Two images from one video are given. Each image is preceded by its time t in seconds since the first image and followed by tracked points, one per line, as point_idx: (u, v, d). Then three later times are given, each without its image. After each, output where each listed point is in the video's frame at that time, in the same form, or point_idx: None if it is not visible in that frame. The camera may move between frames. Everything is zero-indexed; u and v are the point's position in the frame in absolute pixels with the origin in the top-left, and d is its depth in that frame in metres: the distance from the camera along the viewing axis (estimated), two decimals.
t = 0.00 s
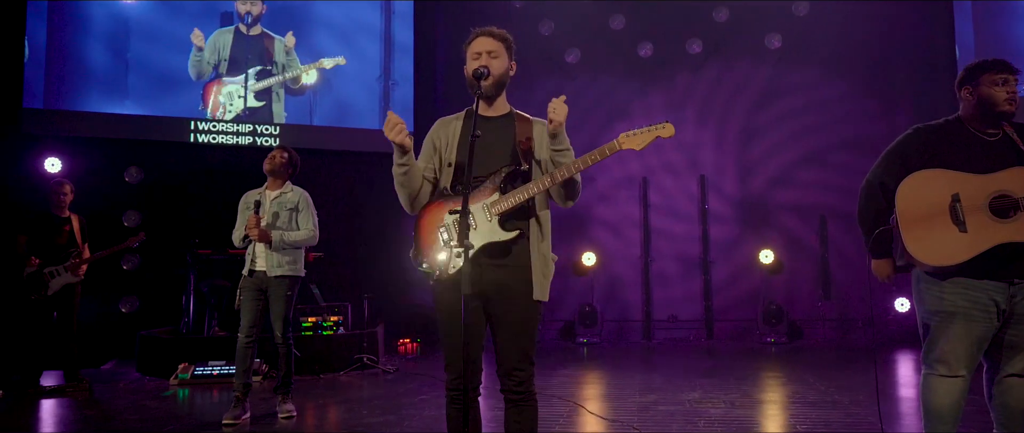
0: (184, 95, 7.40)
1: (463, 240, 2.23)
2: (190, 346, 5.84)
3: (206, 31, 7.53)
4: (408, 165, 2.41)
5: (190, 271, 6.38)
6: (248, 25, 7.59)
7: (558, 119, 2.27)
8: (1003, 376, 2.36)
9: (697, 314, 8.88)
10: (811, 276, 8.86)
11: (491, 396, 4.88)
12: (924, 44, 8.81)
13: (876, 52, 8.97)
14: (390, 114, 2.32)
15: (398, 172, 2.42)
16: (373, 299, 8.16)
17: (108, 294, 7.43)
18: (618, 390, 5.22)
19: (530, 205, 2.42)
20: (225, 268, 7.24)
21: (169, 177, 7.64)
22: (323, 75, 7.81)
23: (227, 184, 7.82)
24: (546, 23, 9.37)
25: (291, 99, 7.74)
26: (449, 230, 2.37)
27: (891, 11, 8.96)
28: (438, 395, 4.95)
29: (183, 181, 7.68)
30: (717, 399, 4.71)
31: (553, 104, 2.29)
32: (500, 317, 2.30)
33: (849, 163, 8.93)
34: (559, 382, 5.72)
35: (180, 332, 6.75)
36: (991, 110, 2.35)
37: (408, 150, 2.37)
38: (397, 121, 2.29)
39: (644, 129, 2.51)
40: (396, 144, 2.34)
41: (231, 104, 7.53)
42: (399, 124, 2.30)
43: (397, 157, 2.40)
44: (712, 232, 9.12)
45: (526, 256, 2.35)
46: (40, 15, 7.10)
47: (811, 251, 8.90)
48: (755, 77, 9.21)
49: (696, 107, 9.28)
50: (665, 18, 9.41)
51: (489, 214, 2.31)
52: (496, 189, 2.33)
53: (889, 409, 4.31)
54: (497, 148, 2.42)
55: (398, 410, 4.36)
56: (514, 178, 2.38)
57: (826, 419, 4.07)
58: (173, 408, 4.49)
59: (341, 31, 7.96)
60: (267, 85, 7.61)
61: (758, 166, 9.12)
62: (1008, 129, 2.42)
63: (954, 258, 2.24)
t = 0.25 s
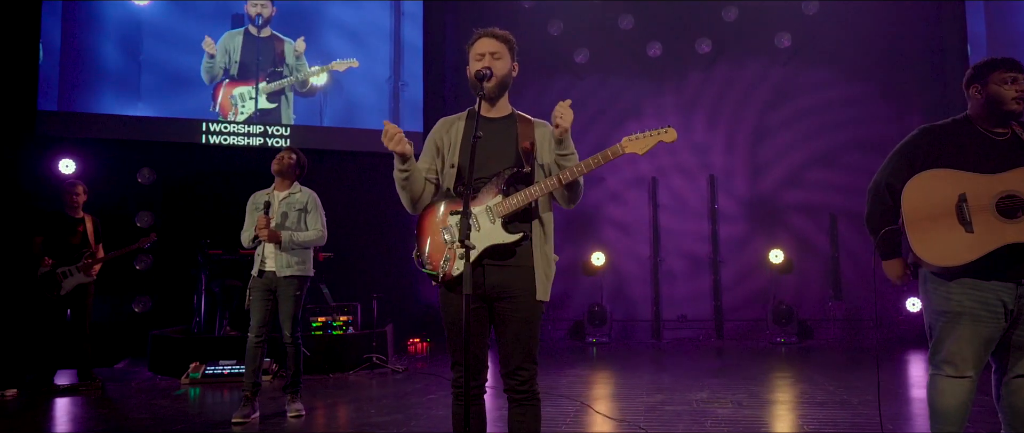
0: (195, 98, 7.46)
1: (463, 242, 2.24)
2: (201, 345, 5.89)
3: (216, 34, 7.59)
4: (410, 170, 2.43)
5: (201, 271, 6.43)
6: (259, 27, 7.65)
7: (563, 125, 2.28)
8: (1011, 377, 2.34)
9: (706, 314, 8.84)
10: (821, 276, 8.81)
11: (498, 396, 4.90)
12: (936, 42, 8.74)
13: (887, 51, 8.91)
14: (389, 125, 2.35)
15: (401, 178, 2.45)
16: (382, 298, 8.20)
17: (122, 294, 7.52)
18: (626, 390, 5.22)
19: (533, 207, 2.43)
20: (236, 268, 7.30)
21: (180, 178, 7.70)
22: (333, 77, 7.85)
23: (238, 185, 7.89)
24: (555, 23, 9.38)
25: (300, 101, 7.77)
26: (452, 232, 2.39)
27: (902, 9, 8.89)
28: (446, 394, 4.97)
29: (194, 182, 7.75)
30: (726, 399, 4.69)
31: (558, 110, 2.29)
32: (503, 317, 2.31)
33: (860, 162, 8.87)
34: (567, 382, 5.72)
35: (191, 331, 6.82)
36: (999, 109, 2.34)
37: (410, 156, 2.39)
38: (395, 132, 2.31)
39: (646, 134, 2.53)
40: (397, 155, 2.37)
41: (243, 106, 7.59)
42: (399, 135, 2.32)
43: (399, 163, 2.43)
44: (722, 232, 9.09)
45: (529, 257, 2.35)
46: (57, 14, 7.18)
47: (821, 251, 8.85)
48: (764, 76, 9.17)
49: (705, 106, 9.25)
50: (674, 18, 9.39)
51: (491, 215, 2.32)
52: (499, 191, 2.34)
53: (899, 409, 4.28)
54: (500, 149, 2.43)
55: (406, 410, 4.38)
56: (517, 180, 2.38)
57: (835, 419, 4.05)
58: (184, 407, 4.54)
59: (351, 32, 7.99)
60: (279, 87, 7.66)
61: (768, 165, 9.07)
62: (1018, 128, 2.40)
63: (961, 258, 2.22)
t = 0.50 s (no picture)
0: (206, 100, 7.51)
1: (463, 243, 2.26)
2: (212, 345, 5.95)
3: (226, 37, 7.64)
4: (415, 171, 2.45)
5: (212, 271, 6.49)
6: (270, 30, 7.72)
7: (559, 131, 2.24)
8: (1017, 379, 2.33)
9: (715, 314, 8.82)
10: (831, 276, 8.75)
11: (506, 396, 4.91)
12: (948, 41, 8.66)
13: (899, 49, 8.84)
14: (395, 126, 2.36)
15: (405, 179, 2.47)
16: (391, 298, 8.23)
17: (135, 293, 7.61)
18: (635, 390, 5.22)
19: (535, 210, 2.44)
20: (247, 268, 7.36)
21: (191, 179, 7.78)
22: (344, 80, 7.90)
23: (249, 186, 7.95)
24: (564, 24, 9.38)
25: (309, 102, 7.82)
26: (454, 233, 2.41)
27: (914, 8, 8.82)
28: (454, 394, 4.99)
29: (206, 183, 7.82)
30: (735, 400, 4.68)
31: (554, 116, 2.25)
32: (506, 318, 2.32)
33: (872, 161, 8.81)
34: (575, 382, 5.72)
35: (202, 330, 6.88)
36: (1006, 109, 2.33)
37: (414, 157, 2.41)
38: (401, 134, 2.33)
39: (646, 138, 2.54)
40: (402, 155, 2.39)
41: (254, 108, 7.65)
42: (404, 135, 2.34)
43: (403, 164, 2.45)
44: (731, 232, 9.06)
45: (531, 259, 2.37)
46: (71, 17, 7.26)
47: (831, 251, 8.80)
48: (774, 76, 9.13)
49: (715, 105, 9.22)
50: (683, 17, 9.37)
51: (492, 218, 2.33)
52: (501, 194, 2.36)
53: (909, 411, 4.25)
54: (502, 151, 2.45)
55: (413, 409, 4.40)
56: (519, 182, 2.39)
57: (845, 420, 4.02)
58: (194, 406, 4.59)
59: (361, 33, 8.04)
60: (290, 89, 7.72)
61: (778, 165, 9.03)
62: None
63: (966, 257, 2.21)
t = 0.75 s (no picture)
0: (218, 103, 7.57)
1: (467, 243, 2.28)
2: (224, 344, 6.01)
3: (240, 39, 7.69)
4: (421, 174, 2.47)
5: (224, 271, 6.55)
6: (282, 32, 7.76)
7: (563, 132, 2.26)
8: None
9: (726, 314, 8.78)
10: (843, 277, 8.69)
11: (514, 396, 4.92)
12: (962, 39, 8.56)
13: (912, 48, 8.75)
14: (401, 130, 2.39)
15: (412, 182, 2.49)
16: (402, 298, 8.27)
17: (149, 293, 7.70)
18: (644, 391, 5.21)
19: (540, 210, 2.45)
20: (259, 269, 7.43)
21: (203, 180, 7.86)
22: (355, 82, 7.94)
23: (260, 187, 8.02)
24: (575, 25, 9.39)
25: (321, 104, 7.88)
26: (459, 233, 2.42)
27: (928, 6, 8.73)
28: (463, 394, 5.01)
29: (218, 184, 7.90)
30: (745, 400, 4.67)
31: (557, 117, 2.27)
32: (510, 317, 2.34)
33: (885, 161, 8.73)
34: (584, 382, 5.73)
35: (215, 330, 6.95)
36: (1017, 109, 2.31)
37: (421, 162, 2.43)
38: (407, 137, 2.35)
39: (649, 136, 2.54)
40: (408, 159, 2.40)
41: (266, 109, 7.71)
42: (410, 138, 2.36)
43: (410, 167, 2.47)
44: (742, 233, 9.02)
45: (535, 259, 2.37)
46: (86, 20, 7.33)
47: (844, 251, 8.73)
48: (786, 75, 9.08)
49: (725, 105, 9.19)
50: (693, 17, 9.33)
51: (496, 219, 2.34)
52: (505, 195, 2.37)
53: (923, 412, 4.22)
54: (507, 152, 2.46)
55: (422, 409, 4.42)
56: (523, 183, 2.40)
57: (856, 421, 4.00)
58: (206, 405, 4.64)
59: (372, 34, 8.08)
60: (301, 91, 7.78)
61: (789, 165, 8.97)
62: None
63: (976, 258, 2.20)
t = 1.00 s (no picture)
0: (230, 105, 7.62)
1: (470, 243, 2.30)
2: (236, 344, 6.06)
3: (251, 42, 7.74)
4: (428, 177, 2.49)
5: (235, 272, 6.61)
6: (293, 34, 7.81)
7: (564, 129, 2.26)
8: None
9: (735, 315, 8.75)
10: (854, 277, 8.63)
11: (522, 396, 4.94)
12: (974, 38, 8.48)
13: (923, 47, 8.68)
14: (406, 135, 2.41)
15: (419, 184, 2.51)
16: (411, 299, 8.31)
17: (162, 294, 7.78)
18: (652, 391, 5.22)
19: (545, 209, 2.45)
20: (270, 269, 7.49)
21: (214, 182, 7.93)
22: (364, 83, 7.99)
23: (271, 188, 8.08)
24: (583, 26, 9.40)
25: (331, 105, 7.92)
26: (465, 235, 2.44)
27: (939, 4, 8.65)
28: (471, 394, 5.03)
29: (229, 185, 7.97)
30: (754, 401, 4.66)
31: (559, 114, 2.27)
32: (516, 317, 2.35)
33: (896, 160, 8.67)
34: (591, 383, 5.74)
35: (226, 330, 7.02)
36: None
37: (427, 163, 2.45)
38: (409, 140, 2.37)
39: (651, 131, 2.54)
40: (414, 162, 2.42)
41: (276, 111, 7.76)
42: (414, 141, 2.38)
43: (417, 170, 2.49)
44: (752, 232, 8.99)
45: (540, 259, 2.38)
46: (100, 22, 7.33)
47: (854, 251, 8.68)
48: (795, 75, 9.04)
49: (735, 105, 9.16)
50: (702, 17, 9.31)
51: (501, 219, 2.36)
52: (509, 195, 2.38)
53: (933, 413, 4.20)
54: (512, 153, 2.47)
55: (431, 408, 4.45)
56: (527, 184, 2.41)
57: (865, 422, 3.99)
58: (217, 404, 4.68)
59: (382, 35, 8.14)
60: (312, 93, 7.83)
61: (799, 164, 8.93)
62: None
63: (986, 258, 2.19)
